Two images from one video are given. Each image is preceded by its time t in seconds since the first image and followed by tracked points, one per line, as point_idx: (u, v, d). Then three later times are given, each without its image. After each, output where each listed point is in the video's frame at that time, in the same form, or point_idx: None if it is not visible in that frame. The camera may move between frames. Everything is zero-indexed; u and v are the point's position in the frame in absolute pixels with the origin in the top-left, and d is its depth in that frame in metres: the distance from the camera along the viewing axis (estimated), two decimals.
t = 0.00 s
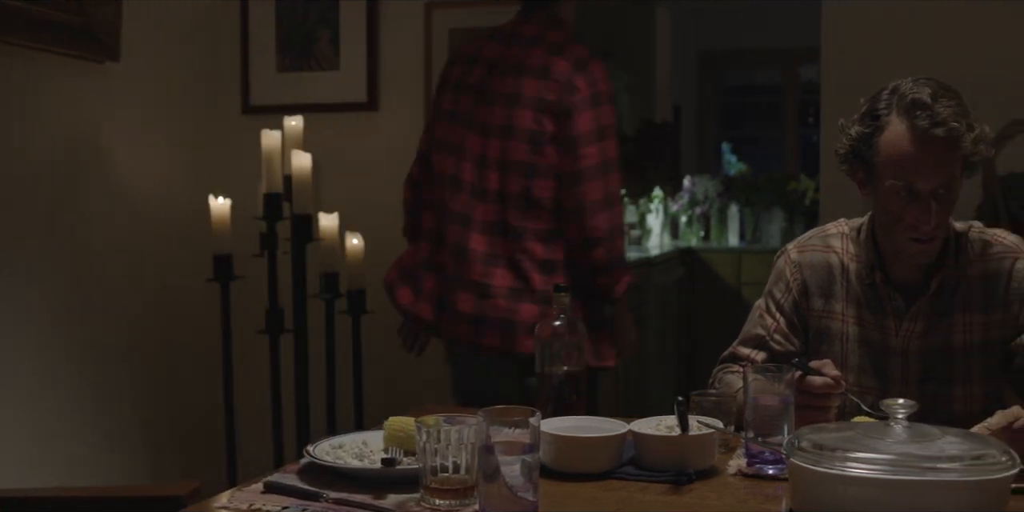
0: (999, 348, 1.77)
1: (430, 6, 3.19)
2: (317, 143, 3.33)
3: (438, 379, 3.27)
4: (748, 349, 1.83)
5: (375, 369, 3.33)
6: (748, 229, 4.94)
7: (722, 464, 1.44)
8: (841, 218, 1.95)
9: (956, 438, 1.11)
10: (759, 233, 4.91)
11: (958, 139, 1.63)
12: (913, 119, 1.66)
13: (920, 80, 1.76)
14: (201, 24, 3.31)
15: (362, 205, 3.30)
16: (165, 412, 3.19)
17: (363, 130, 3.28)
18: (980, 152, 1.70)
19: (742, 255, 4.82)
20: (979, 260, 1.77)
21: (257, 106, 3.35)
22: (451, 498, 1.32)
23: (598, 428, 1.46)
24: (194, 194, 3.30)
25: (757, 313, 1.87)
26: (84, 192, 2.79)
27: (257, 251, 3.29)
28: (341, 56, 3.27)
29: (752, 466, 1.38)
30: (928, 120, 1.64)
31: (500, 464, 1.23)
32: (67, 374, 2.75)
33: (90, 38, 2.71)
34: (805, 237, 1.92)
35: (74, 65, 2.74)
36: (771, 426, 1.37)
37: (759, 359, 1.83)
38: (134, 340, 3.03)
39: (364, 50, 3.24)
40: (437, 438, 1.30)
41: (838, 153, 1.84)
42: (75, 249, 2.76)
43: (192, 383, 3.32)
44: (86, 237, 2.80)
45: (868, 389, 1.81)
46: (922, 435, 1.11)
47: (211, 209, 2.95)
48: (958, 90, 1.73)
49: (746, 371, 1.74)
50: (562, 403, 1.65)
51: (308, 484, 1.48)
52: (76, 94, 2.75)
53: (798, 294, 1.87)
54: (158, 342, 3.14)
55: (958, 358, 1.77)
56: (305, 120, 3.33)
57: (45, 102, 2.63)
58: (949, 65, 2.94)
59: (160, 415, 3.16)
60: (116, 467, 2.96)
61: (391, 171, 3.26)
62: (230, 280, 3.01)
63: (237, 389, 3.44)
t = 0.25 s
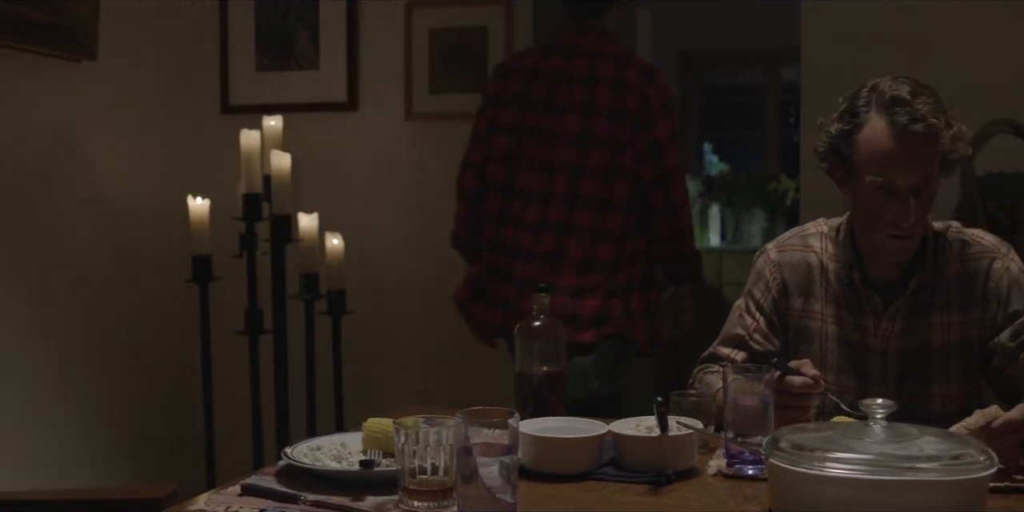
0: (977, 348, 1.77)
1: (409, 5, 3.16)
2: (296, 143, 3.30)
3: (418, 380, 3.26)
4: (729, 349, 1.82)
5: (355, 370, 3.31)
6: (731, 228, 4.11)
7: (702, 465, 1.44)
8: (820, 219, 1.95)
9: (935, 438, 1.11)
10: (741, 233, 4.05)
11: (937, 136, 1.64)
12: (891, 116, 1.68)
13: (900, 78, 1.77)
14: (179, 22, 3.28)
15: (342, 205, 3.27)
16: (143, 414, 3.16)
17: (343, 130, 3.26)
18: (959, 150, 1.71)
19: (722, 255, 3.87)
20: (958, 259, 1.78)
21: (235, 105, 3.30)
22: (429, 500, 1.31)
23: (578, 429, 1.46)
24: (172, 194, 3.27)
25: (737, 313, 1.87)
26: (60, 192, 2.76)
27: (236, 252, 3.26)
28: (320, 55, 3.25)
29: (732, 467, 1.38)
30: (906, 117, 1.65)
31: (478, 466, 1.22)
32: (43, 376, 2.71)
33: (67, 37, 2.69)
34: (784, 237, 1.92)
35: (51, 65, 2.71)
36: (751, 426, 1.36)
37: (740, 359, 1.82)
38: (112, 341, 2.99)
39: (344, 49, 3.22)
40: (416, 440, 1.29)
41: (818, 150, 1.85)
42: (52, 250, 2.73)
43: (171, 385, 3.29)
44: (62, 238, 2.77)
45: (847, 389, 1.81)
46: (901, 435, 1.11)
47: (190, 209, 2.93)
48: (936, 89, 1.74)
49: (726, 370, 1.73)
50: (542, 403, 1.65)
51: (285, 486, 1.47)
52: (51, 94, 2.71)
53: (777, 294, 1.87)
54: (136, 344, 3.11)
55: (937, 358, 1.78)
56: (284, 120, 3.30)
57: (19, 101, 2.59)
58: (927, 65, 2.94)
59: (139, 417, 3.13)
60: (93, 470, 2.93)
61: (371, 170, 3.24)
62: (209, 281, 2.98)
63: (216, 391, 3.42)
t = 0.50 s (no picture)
0: (957, 348, 1.77)
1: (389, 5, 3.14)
2: (276, 142, 3.28)
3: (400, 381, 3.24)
4: (709, 349, 1.81)
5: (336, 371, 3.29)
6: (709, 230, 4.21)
7: (682, 466, 1.43)
8: (800, 219, 1.96)
9: (915, 438, 1.11)
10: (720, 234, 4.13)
11: (908, 134, 1.65)
12: (866, 113, 1.68)
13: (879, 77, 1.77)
14: (158, 21, 3.25)
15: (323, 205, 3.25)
16: (123, 416, 3.13)
17: (324, 129, 3.24)
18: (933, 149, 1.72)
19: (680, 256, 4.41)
20: (938, 259, 1.78)
21: (216, 104, 3.30)
22: (407, 502, 1.30)
23: (558, 430, 1.45)
24: (151, 194, 3.25)
25: (718, 313, 1.86)
26: (37, 193, 2.72)
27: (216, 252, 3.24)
28: (300, 54, 3.22)
29: (712, 468, 1.38)
30: (880, 114, 1.66)
31: (457, 468, 1.21)
32: (21, 379, 2.68)
33: (43, 37, 2.65)
34: (764, 237, 1.92)
35: (29, 65, 2.69)
36: (731, 427, 1.36)
37: (720, 359, 1.81)
38: (91, 342, 2.96)
39: (324, 49, 3.20)
40: (395, 442, 1.27)
41: (797, 147, 1.85)
42: (29, 251, 2.70)
43: (151, 386, 3.27)
44: (39, 239, 2.73)
45: (827, 389, 1.81)
46: (882, 435, 1.11)
47: (169, 210, 2.90)
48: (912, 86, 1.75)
49: (706, 371, 1.73)
50: (523, 405, 1.63)
51: (263, 488, 1.45)
52: (28, 94, 2.68)
53: (757, 294, 1.87)
54: (116, 345, 3.08)
55: (917, 357, 1.78)
56: (265, 119, 3.28)
57: None
58: (908, 65, 2.94)
59: (120, 420, 3.11)
60: (73, 473, 2.90)
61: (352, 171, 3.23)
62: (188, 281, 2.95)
63: (197, 392, 3.39)
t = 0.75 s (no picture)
0: (936, 347, 1.76)
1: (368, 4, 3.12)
2: (255, 142, 3.26)
3: (380, 382, 3.22)
4: (689, 349, 1.82)
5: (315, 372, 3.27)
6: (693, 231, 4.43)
7: (661, 467, 1.42)
8: (779, 219, 1.96)
9: (894, 438, 1.11)
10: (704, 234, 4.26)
11: (882, 133, 1.66)
12: (840, 112, 1.68)
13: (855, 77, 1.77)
14: (136, 19, 3.21)
15: (301, 205, 3.23)
16: (100, 419, 3.09)
17: (302, 129, 3.22)
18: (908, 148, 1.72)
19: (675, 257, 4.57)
20: (916, 259, 1.78)
21: (194, 104, 3.27)
22: (383, 505, 1.28)
23: (537, 431, 1.44)
24: (129, 194, 3.21)
25: (698, 313, 1.87)
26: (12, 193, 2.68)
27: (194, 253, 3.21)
28: (279, 53, 3.20)
29: (691, 469, 1.37)
30: (852, 113, 1.66)
31: (433, 470, 1.21)
32: None
33: (18, 36, 2.60)
34: (743, 237, 1.92)
35: (4, 64, 2.65)
36: (711, 427, 1.35)
37: (700, 359, 1.82)
38: (68, 343, 2.93)
39: (303, 47, 3.17)
40: (371, 444, 1.26)
41: (774, 147, 1.85)
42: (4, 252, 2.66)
43: (128, 389, 3.23)
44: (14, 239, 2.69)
45: (805, 389, 1.81)
46: (860, 435, 1.11)
47: (146, 210, 2.87)
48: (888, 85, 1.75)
49: (685, 370, 1.73)
50: (501, 406, 1.61)
51: (238, 491, 1.43)
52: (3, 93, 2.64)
53: (737, 294, 1.87)
54: (93, 347, 3.05)
55: (895, 357, 1.78)
56: (243, 119, 3.25)
57: None
58: (885, 65, 2.95)
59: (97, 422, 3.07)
60: (49, 476, 2.86)
61: (331, 170, 3.21)
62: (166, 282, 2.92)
63: (175, 394, 3.36)
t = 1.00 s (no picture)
0: (917, 347, 1.76)
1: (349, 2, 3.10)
2: (235, 141, 3.23)
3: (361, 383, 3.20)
4: (671, 349, 1.81)
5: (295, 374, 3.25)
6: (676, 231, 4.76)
7: (643, 468, 1.41)
8: (761, 219, 1.95)
9: (875, 439, 1.10)
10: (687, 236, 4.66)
11: (864, 132, 1.65)
12: (821, 110, 1.68)
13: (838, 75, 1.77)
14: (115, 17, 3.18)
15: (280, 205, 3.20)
16: (78, 421, 3.05)
17: (282, 128, 3.19)
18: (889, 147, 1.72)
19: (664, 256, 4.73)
20: (898, 258, 1.78)
21: (173, 103, 3.24)
22: (361, 509, 1.25)
23: (517, 432, 1.42)
24: (107, 194, 3.18)
25: (679, 313, 1.85)
26: None
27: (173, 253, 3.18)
28: (258, 52, 3.17)
29: (673, 470, 1.36)
30: (835, 111, 1.66)
31: (411, 472, 1.20)
32: None
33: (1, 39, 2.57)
34: (725, 237, 1.92)
35: None
36: (692, 428, 1.34)
37: (682, 359, 1.80)
38: (47, 345, 2.89)
39: (282, 46, 3.15)
40: (349, 446, 1.24)
41: (756, 145, 1.85)
42: None
43: (107, 391, 3.19)
44: None
45: (787, 388, 1.80)
46: (841, 436, 1.10)
47: (124, 210, 2.84)
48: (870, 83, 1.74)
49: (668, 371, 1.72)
50: (481, 408, 1.59)
51: (215, 495, 1.41)
52: None
53: (718, 293, 1.86)
54: (72, 349, 3.01)
55: (877, 356, 1.77)
56: (223, 118, 3.22)
57: None
58: (861, 64, 2.96)
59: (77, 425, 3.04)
60: (26, 480, 2.82)
61: (311, 170, 3.18)
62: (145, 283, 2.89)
63: (154, 396, 3.32)
